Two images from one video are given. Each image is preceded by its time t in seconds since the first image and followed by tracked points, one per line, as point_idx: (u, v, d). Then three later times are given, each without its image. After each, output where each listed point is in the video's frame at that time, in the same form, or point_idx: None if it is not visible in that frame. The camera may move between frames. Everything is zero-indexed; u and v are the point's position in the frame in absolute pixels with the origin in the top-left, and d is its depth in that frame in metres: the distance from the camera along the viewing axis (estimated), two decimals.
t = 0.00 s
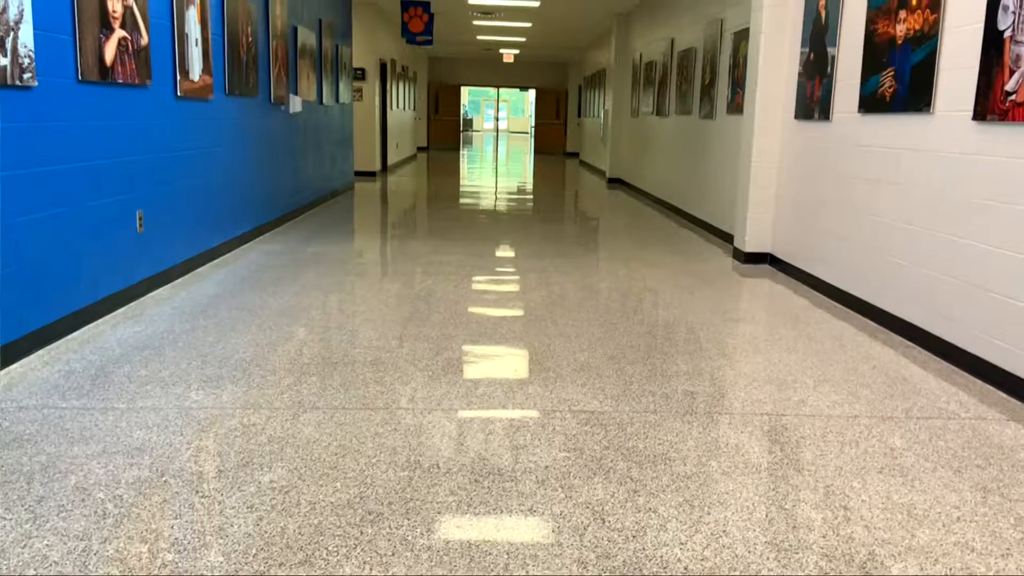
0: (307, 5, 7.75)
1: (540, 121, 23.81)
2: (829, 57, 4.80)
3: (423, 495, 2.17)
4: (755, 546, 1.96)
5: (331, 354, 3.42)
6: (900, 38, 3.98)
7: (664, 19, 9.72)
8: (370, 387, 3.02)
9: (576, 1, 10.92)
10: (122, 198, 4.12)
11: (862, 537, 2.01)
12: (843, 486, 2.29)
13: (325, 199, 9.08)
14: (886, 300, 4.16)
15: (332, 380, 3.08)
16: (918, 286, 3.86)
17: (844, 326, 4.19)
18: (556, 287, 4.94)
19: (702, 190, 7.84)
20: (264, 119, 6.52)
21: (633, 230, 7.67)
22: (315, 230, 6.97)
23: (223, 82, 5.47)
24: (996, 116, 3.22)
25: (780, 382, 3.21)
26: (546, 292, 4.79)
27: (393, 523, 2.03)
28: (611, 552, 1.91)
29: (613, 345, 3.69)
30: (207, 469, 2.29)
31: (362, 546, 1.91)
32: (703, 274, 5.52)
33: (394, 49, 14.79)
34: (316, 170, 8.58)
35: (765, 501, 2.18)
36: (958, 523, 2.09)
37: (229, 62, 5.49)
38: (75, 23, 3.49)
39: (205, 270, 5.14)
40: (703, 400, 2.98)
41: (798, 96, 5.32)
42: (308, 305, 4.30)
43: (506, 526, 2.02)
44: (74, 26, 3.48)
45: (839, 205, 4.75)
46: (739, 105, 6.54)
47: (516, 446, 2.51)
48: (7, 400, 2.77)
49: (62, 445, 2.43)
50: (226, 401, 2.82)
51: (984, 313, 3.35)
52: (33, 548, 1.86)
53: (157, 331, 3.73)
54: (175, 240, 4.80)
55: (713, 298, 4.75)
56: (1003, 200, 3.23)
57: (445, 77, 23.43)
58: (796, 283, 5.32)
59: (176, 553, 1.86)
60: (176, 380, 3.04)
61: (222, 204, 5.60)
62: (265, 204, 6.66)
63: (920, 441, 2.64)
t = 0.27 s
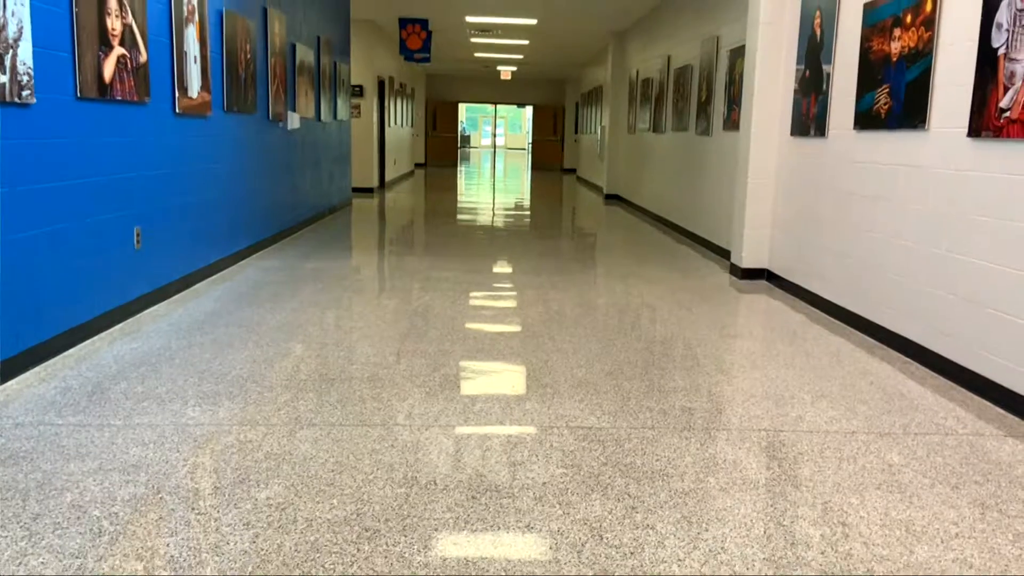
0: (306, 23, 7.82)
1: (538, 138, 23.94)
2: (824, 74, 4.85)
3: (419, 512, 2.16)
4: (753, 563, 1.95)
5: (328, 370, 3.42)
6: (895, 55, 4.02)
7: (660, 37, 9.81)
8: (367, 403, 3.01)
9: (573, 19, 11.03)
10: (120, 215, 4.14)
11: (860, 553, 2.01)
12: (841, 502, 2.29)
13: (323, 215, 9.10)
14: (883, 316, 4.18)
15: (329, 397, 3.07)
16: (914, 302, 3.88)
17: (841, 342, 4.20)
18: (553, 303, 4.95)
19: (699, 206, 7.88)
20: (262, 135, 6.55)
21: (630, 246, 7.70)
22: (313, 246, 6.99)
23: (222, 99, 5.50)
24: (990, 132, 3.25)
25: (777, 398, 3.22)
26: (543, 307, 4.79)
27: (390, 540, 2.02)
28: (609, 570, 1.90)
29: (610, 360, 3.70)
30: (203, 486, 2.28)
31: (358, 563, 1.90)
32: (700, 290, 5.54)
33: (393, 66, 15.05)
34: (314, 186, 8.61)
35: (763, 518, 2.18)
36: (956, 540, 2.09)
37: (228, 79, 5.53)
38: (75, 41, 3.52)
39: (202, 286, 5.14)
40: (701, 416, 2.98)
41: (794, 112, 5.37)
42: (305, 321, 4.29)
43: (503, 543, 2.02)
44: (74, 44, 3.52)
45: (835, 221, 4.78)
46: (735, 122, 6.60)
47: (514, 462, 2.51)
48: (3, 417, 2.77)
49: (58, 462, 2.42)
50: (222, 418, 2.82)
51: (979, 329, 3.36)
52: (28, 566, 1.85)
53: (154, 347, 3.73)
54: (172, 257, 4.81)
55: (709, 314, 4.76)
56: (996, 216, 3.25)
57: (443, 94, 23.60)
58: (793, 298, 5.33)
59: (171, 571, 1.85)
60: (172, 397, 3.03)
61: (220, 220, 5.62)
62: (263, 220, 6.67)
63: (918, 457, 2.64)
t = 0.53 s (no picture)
0: (306, 44, 7.89)
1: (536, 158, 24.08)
2: (821, 95, 4.89)
3: (417, 533, 2.15)
4: None
5: (326, 390, 3.41)
6: (891, 76, 4.06)
7: (657, 58, 9.91)
8: (365, 423, 3.00)
9: (571, 41, 11.15)
10: (119, 236, 4.15)
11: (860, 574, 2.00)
12: (841, 522, 2.28)
13: (322, 234, 9.12)
14: (880, 335, 4.19)
15: (327, 417, 3.07)
16: (912, 321, 3.89)
17: (839, 361, 4.20)
18: (551, 322, 4.95)
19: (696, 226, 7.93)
20: (262, 156, 6.59)
21: (629, 265, 7.71)
22: (311, 266, 7.00)
23: (222, 120, 5.54)
24: (986, 153, 3.27)
25: (776, 418, 3.21)
26: (542, 327, 4.80)
27: (388, 561, 2.00)
28: None
29: (608, 380, 3.69)
30: (200, 507, 2.27)
31: None
32: (698, 309, 5.54)
33: (393, 87, 15.36)
34: (313, 206, 8.64)
35: (763, 538, 2.17)
36: (956, 561, 2.08)
37: (228, 100, 5.56)
38: (76, 62, 3.55)
39: (200, 306, 5.15)
40: (700, 435, 2.98)
41: (791, 132, 5.41)
42: (303, 341, 4.29)
43: (501, 564, 2.01)
44: (75, 65, 3.55)
45: (832, 240, 4.80)
46: (732, 142, 6.65)
47: (512, 483, 2.50)
48: None
49: (54, 483, 2.40)
50: (219, 438, 2.81)
51: (977, 348, 3.37)
52: None
53: (152, 367, 3.72)
54: (171, 277, 4.81)
55: (708, 333, 4.76)
56: (993, 236, 3.27)
57: (442, 114, 23.77)
58: (790, 318, 5.34)
59: None
60: (170, 417, 3.02)
61: (219, 241, 5.63)
62: (262, 240, 6.69)
63: (917, 477, 2.64)
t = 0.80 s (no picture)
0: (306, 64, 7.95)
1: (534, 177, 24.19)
2: (818, 114, 4.93)
3: (414, 553, 2.14)
4: None
5: (323, 410, 3.40)
6: (887, 96, 4.10)
7: (655, 77, 10.00)
8: (363, 443, 2.99)
9: (570, 61, 11.24)
10: (118, 255, 4.15)
11: None
12: (841, 542, 2.27)
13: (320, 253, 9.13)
14: (879, 354, 4.19)
15: (325, 436, 3.05)
16: (910, 340, 3.89)
17: (838, 380, 4.20)
18: (550, 341, 4.95)
19: (694, 244, 7.95)
20: (261, 175, 6.61)
21: (628, 283, 7.72)
22: (310, 285, 7.00)
23: (221, 139, 5.57)
24: (983, 172, 3.29)
25: (775, 437, 3.20)
26: (541, 346, 4.80)
27: None
28: None
29: (607, 399, 3.68)
30: (197, 528, 2.25)
31: None
32: (697, 328, 5.54)
33: (393, 106, 15.64)
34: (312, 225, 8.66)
35: (763, 559, 2.15)
36: None
37: (227, 119, 5.60)
38: (76, 82, 3.57)
39: (199, 325, 5.14)
40: (699, 455, 2.97)
41: (789, 152, 5.44)
42: (301, 360, 4.28)
43: None
44: (75, 85, 3.57)
45: (831, 259, 4.81)
46: (730, 161, 6.69)
47: (510, 502, 2.49)
48: None
49: (50, 504, 2.39)
50: (216, 458, 2.80)
51: (976, 367, 3.37)
52: None
53: (149, 387, 3.71)
54: (169, 296, 4.81)
55: (707, 352, 4.75)
56: (991, 255, 3.28)
57: (441, 134, 23.93)
58: (789, 337, 5.34)
59: None
60: (167, 437, 3.01)
61: (217, 260, 5.64)
62: (261, 259, 6.70)
63: (917, 496, 2.63)
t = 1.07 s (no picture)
0: (306, 88, 8.03)
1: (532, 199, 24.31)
2: (815, 137, 4.98)
3: None
4: None
5: (321, 432, 3.39)
6: (883, 120, 4.15)
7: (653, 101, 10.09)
8: (360, 466, 2.98)
9: (569, 85, 11.36)
10: (116, 277, 4.16)
11: None
12: (841, 566, 2.26)
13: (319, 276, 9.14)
14: (878, 376, 4.19)
15: (322, 459, 3.04)
16: (909, 363, 3.89)
17: (837, 403, 4.19)
18: (548, 363, 4.94)
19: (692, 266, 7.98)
20: (260, 198, 6.64)
21: (626, 305, 7.74)
22: (308, 307, 7.00)
23: (221, 162, 5.61)
24: (980, 195, 3.32)
25: (775, 460, 3.19)
26: (539, 368, 4.79)
27: None
28: None
29: (605, 421, 3.67)
30: (193, 552, 2.23)
31: None
32: (695, 350, 5.54)
33: (394, 129, 15.90)
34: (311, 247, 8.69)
35: None
36: None
37: (227, 142, 5.64)
38: (76, 106, 3.60)
39: (197, 348, 5.13)
40: (698, 477, 2.96)
41: (786, 174, 5.48)
42: (299, 383, 4.27)
43: None
44: (75, 109, 3.60)
45: (828, 281, 4.83)
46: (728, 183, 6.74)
47: (508, 526, 2.47)
48: None
49: (46, 528, 2.37)
50: (213, 482, 2.78)
51: (975, 390, 3.37)
52: None
53: (146, 410, 3.70)
54: (167, 319, 4.81)
55: (705, 375, 4.75)
56: (988, 277, 3.29)
57: (440, 157, 24.09)
58: (788, 359, 5.34)
59: None
60: (163, 460, 2.99)
61: (216, 282, 5.65)
62: (259, 281, 6.71)
63: (917, 520, 2.61)
